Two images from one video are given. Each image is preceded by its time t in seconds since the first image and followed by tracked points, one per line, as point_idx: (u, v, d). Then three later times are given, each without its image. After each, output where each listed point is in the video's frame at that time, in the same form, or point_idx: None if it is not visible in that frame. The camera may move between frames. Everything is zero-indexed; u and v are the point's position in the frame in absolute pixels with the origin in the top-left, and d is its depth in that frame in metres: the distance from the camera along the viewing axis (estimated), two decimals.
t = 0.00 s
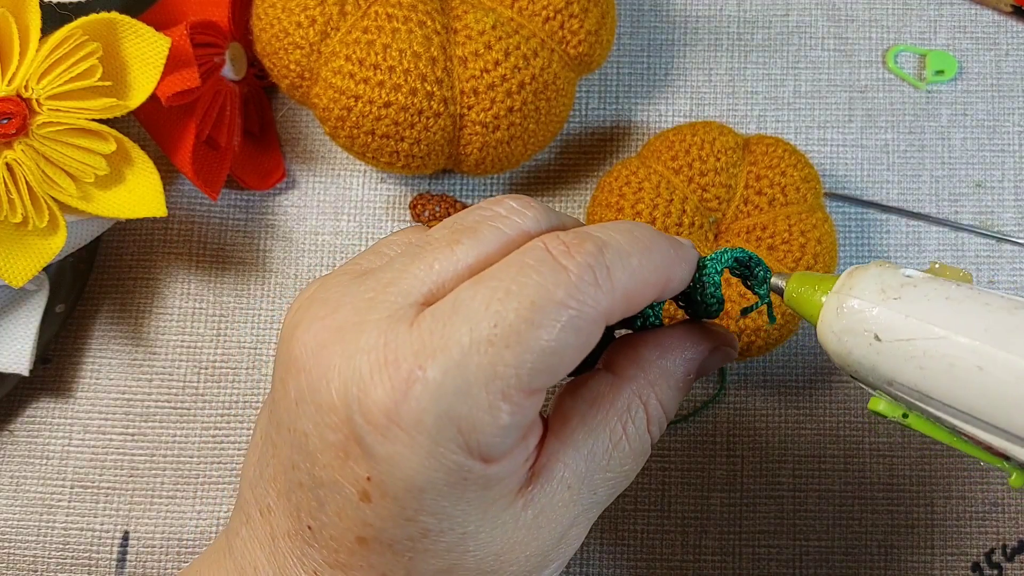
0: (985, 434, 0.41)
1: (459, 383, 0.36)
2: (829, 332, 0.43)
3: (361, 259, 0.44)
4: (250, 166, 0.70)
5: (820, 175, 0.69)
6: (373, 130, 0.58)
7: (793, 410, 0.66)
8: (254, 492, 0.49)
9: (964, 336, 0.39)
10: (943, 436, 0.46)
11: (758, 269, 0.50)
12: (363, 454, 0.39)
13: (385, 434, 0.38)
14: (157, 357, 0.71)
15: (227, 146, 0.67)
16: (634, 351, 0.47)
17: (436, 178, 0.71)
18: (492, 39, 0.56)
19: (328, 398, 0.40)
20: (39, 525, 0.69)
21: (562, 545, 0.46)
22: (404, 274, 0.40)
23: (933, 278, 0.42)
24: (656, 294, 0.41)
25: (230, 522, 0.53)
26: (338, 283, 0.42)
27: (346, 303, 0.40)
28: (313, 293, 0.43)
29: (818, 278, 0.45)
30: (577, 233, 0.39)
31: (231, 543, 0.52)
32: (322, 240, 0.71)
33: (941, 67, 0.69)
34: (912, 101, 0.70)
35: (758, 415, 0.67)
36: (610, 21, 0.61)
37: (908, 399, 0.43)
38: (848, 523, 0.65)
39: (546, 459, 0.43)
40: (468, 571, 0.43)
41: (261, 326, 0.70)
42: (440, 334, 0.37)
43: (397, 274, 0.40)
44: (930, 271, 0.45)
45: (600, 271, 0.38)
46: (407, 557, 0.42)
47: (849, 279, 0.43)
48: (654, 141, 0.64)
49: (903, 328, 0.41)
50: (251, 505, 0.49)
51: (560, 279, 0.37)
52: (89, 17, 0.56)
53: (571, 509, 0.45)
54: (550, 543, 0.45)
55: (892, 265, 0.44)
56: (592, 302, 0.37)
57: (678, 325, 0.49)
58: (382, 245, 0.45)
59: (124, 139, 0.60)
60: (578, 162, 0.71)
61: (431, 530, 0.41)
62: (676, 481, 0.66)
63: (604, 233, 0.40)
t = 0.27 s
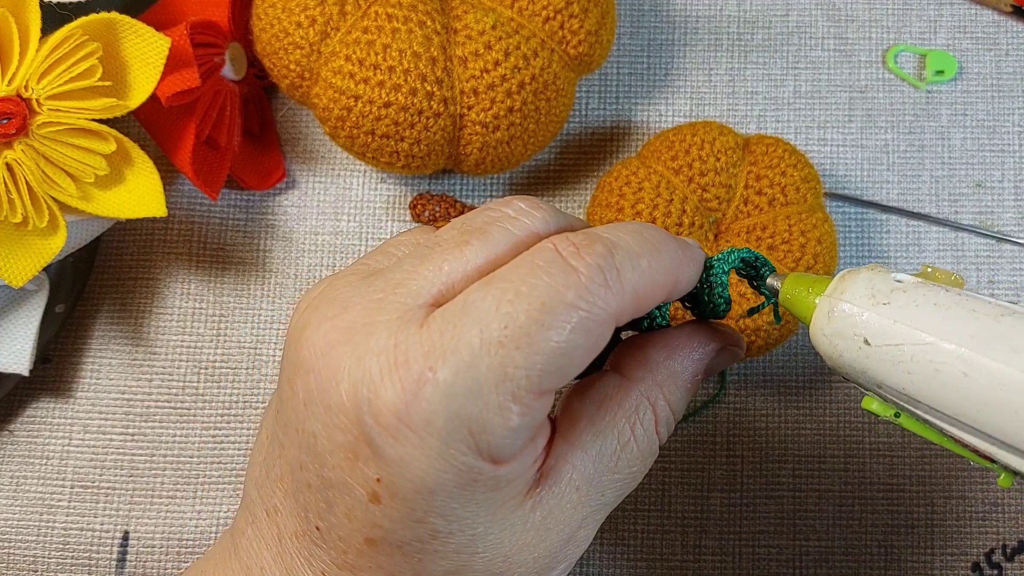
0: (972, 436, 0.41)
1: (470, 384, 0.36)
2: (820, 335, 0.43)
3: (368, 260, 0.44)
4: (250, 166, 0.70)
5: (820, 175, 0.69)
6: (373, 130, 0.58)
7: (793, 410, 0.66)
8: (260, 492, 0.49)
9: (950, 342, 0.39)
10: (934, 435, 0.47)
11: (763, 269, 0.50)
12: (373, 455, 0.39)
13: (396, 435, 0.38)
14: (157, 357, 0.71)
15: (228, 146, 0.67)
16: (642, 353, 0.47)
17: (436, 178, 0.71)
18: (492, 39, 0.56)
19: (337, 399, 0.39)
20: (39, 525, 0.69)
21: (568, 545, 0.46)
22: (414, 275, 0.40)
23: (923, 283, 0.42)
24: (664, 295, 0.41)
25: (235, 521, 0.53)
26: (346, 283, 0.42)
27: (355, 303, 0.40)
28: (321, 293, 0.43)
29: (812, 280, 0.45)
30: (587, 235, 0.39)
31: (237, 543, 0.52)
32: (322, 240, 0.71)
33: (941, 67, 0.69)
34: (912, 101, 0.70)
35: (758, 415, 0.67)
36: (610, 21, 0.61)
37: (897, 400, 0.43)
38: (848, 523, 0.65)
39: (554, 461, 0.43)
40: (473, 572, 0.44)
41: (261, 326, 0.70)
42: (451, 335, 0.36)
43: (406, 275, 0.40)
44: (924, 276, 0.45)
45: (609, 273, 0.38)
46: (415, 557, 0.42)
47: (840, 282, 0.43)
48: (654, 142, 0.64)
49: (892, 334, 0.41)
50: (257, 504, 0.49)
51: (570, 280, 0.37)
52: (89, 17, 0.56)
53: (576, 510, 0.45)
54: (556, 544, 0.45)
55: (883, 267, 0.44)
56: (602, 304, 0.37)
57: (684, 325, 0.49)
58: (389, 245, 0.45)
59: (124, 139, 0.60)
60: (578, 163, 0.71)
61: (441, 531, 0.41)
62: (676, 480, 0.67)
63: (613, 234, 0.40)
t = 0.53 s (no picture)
0: (974, 440, 0.41)
1: (474, 387, 0.36)
2: (824, 337, 0.43)
3: (371, 262, 0.44)
4: (250, 166, 0.70)
5: (820, 175, 0.69)
6: (373, 130, 0.58)
7: (793, 410, 0.66)
8: (263, 494, 0.49)
9: (953, 347, 0.39)
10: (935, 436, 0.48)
11: (764, 270, 0.50)
12: (377, 458, 0.39)
13: (400, 438, 0.38)
14: (157, 357, 0.71)
15: (227, 146, 0.67)
16: (645, 355, 0.47)
17: (436, 178, 0.71)
18: (492, 39, 0.56)
19: (341, 402, 0.39)
20: (39, 525, 0.69)
21: (571, 547, 0.46)
22: (417, 277, 0.40)
23: (927, 286, 0.42)
24: (668, 298, 0.41)
25: (238, 523, 0.53)
26: (350, 286, 0.42)
27: (359, 306, 0.40)
28: (324, 296, 0.43)
29: (817, 281, 0.45)
30: (590, 237, 0.39)
31: (240, 545, 0.52)
32: (322, 240, 0.71)
33: (941, 68, 0.69)
34: (912, 101, 0.70)
35: (758, 415, 0.67)
36: (610, 20, 0.61)
37: (900, 402, 0.43)
38: (848, 523, 0.65)
39: (558, 463, 0.43)
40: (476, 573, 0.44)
41: (261, 326, 0.70)
42: (454, 338, 0.36)
43: (410, 277, 0.40)
44: (927, 278, 0.45)
45: (613, 275, 0.38)
46: (420, 560, 0.42)
47: (844, 284, 0.43)
48: (654, 142, 0.64)
49: (895, 337, 0.41)
50: (260, 506, 0.49)
51: (574, 283, 0.37)
52: (89, 17, 0.56)
53: (579, 512, 0.45)
54: (560, 545, 0.45)
55: (887, 270, 0.44)
56: (606, 307, 0.37)
57: (685, 327, 0.49)
58: (393, 248, 0.45)
59: (124, 139, 0.60)
60: (578, 163, 0.71)
61: (445, 533, 0.41)
62: (676, 481, 0.67)
63: (617, 237, 0.40)
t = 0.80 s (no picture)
0: (971, 440, 0.41)
1: (474, 388, 0.36)
2: (823, 336, 0.43)
3: (371, 264, 0.44)
4: (249, 167, 0.70)
5: (820, 175, 0.69)
6: (373, 130, 0.58)
7: (793, 410, 0.66)
8: (264, 496, 0.49)
9: (949, 348, 0.39)
10: (935, 436, 0.47)
11: (760, 271, 0.50)
12: (377, 459, 0.39)
13: (401, 440, 0.38)
14: (157, 357, 0.71)
15: (227, 147, 0.67)
16: (643, 355, 0.47)
17: (436, 178, 0.71)
18: (492, 39, 0.56)
19: (342, 403, 0.39)
20: (39, 525, 0.69)
21: (572, 547, 0.46)
22: (417, 278, 0.40)
23: (925, 287, 0.42)
24: (667, 299, 0.41)
25: (239, 524, 0.53)
26: (350, 288, 0.42)
27: (359, 307, 0.40)
28: (324, 298, 0.43)
29: (817, 280, 0.45)
30: (590, 238, 0.39)
31: (241, 546, 0.52)
32: (322, 240, 0.71)
33: (941, 68, 0.69)
34: (912, 101, 0.70)
35: (758, 415, 0.67)
36: (610, 21, 0.61)
37: (898, 402, 0.43)
38: (848, 523, 0.65)
39: (558, 464, 0.43)
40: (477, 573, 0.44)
41: (261, 326, 0.70)
42: (455, 339, 0.36)
43: (410, 279, 0.40)
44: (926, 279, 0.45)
45: (613, 276, 0.38)
46: (421, 561, 0.42)
47: (844, 284, 0.43)
48: (654, 142, 0.64)
49: (892, 337, 0.41)
50: (261, 508, 0.49)
51: (574, 284, 0.37)
52: (89, 17, 0.56)
53: (580, 511, 0.45)
54: (560, 545, 0.45)
55: (887, 270, 0.44)
56: (605, 308, 0.37)
57: (683, 325, 0.49)
58: (392, 249, 0.45)
59: (124, 139, 0.60)
60: (578, 163, 0.71)
61: (446, 534, 0.41)
62: (676, 481, 0.67)
63: (616, 238, 0.40)
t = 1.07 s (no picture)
0: (967, 443, 0.41)
1: (479, 387, 0.36)
2: (821, 338, 0.43)
3: (374, 263, 0.44)
4: (250, 166, 0.70)
5: (820, 175, 0.69)
6: (373, 130, 0.58)
7: (793, 410, 0.66)
8: (268, 496, 0.49)
9: (945, 350, 0.39)
10: (931, 436, 0.47)
11: (762, 270, 0.50)
12: (383, 458, 0.39)
13: (406, 439, 0.38)
14: (157, 357, 0.71)
15: (227, 146, 0.67)
16: (645, 352, 0.47)
17: (436, 178, 0.71)
18: (492, 39, 0.56)
19: (347, 403, 0.39)
20: (39, 525, 0.69)
21: (575, 547, 0.46)
22: (421, 278, 0.40)
23: (923, 289, 0.42)
24: (670, 297, 0.41)
25: (243, 523, 0.53)
26: (354, 288, 0.42)
27: (363, 306, 0.40)
28: (328, 297, 0.43)
29: (815, 282, 0.45)
30: (594, 237, 0.39)
31: (244, 545, 0.52)
32: (322, 240, 0.71)
33: (941, 68, 0.69)
34: (912, 101, 0.70)
35: (758, 415, 0.67)
36: (610, 21, 0.61)
37: (895, 403, 0.43)
38: (848, 523, 0.65)
39: (561, 462, 0.43)
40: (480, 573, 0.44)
41: (261, 326, 0.70)
42: (460, 338, 0.37)
43: (414, 278, 0.40)
44: (925, 280, 0.45)
45: (617, 275, 0.38)
46: (425, 560, 0.42)
47: (842, 286, 0.43)
48: (654, 141, 0.64)
49: (889, 339, 0.41)
50: (265, 507, 0.49)
51: (578, 283, 0.37)
52: (89, 17, 0.56)
53: (583, 511, 0.45)
54: (564, 545, 0.45)
55: (885, 272, 0.44)
56: (609, 307, 0.37)
57: (684, 323, 0.49)
58: (396, 249, 0.45)
59: (124, 139, 0.60)
60: (578, 163, 0.71)
61: (450, 533, 0.41)
62: (676, 481, 0.67)
63: (620, 236, 0.40)
